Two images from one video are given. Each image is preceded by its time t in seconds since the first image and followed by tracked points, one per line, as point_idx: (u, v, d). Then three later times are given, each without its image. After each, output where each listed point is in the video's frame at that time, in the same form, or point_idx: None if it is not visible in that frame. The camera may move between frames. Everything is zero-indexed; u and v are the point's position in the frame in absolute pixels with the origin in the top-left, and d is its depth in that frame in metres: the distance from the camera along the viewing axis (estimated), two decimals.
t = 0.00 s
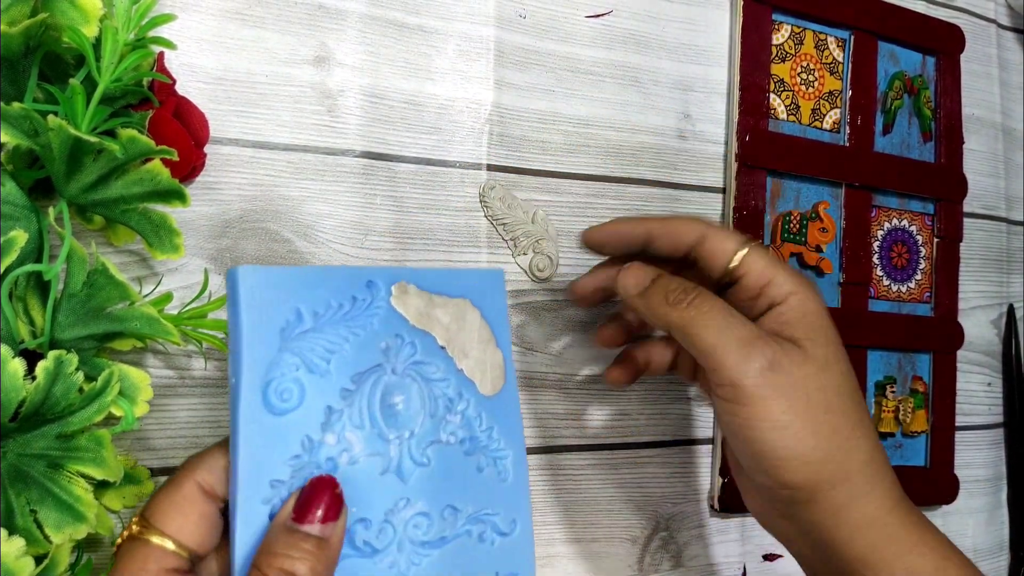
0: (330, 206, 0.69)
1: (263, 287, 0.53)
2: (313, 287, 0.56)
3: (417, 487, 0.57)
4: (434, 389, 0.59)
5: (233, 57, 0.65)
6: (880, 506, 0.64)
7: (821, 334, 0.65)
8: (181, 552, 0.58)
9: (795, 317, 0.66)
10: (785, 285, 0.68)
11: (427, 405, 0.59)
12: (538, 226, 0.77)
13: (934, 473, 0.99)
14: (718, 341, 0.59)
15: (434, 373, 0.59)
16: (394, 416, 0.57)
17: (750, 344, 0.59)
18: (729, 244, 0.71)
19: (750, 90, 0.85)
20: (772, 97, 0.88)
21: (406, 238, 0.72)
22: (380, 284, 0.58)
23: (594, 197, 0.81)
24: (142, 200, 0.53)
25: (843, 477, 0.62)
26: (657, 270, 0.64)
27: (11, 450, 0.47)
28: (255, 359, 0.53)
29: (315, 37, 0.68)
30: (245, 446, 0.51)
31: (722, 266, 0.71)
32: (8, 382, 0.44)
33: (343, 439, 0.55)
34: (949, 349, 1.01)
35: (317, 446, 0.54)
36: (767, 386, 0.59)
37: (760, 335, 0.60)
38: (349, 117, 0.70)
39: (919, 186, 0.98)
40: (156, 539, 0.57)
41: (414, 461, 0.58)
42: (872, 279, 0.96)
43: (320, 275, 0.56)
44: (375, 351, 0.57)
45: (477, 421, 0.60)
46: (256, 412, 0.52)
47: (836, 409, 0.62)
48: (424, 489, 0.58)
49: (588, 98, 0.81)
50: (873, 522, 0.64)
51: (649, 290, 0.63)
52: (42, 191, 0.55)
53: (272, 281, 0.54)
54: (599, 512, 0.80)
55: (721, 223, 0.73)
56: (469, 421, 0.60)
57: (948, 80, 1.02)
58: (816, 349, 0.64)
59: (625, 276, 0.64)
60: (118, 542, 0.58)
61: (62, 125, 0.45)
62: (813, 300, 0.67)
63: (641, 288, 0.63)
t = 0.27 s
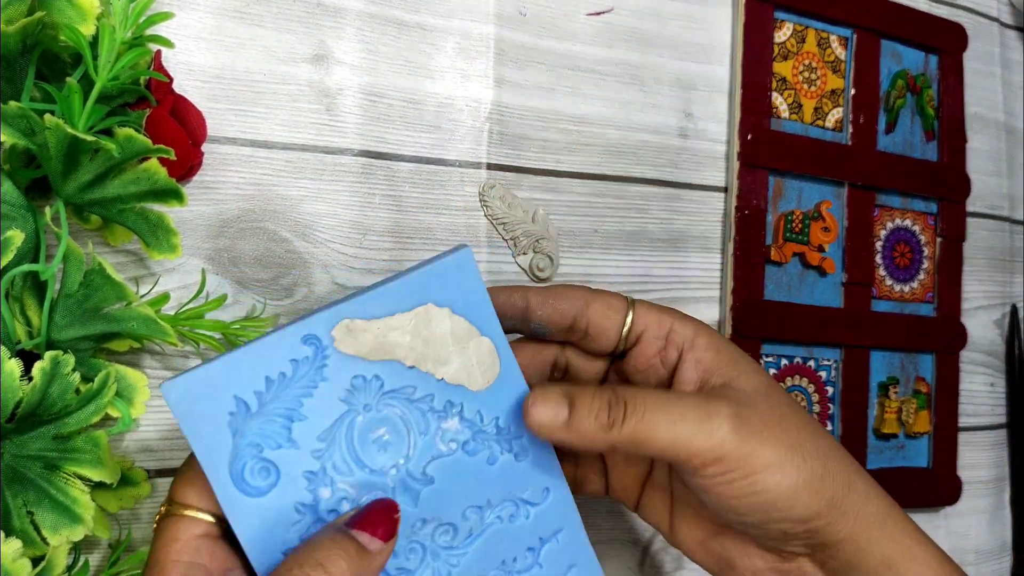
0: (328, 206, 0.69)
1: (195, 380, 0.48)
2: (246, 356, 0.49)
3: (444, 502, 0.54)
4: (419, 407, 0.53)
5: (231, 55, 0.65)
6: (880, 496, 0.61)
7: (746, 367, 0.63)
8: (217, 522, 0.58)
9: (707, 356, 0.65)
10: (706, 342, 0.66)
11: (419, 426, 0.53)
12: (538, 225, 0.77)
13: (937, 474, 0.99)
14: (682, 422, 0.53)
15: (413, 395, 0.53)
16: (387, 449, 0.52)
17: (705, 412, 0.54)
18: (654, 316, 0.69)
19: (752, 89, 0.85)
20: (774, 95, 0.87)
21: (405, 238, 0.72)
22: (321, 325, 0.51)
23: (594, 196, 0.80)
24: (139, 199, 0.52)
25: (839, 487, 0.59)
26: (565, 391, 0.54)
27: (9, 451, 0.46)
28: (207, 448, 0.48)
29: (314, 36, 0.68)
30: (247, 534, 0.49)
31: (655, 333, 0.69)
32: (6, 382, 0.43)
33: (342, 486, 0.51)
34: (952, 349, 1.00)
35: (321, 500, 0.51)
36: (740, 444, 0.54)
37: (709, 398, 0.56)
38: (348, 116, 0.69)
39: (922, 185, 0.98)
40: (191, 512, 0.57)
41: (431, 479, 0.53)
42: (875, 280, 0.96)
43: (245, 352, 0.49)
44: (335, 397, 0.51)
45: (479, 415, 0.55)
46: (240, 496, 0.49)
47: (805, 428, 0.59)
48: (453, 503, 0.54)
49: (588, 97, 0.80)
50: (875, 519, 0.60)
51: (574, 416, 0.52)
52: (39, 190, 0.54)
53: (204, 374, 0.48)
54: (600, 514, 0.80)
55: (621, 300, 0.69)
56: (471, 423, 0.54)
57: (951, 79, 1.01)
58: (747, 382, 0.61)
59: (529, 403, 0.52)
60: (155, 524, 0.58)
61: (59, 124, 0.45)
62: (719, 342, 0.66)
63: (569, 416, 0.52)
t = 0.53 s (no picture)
0: (328, 205, 0.69)
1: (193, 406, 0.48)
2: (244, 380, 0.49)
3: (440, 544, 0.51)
4: (419, 440, 0.52)
5: (231, 55, 0.65)
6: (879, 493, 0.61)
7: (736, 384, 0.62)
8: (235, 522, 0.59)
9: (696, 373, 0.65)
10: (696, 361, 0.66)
11: (417, 460, 0.51)
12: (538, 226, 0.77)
13: (937, 474, 0.99)
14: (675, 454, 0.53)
15: (414, 424, 0.52)
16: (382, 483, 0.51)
17: (696, 438, 0.54)
18: (641, 335, 0.69)
19: (751, 89, 0.85)
20: (774, 95, 0.87)
21: (405, 238, 0.72)
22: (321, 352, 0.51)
23: (594, 196, 0.80)
24: (139, 199, 0.52)
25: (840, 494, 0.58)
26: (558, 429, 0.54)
27: (9, 450, 0.46)
28: (204, 472, 0.48)
29: (314, 36, 0.68)
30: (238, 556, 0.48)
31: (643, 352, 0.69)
32: (5, 382, 0.44)
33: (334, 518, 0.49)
34: (952, 349, 1.00)
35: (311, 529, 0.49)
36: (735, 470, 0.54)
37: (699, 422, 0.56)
38: (348, 116, 0.69)
39: (921, 185, 0.98)
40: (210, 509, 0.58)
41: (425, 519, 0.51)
42: (875, 280, 0.96)
43: (258, 369, 0.50)
44: (334, 424, 0.50)
45: (482, 455, 0.53)
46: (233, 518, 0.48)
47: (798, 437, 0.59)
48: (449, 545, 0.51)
49: (588, 97, 0.80)
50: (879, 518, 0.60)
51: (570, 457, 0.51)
52: (38, 190, 0.54)
53: (204, 395, 0.49)
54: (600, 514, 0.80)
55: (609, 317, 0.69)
56: (475, 461, 0.52)
57: (951, 79, 1.01)
58: (737, 397, 0.61)
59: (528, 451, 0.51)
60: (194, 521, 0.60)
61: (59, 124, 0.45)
62: (706, 358, 0.66)
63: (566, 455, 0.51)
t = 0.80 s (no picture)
0: (328, 206, 0.69)
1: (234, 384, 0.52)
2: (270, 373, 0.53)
3: (437, 543, 0.53)
4: (428, 442, 0.55)
5: (231, 55, 0.65)
6: (902, 529, 0.57)
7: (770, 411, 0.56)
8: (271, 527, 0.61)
9: (732, 392, 0.58)
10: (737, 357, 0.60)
11: (425, 459, 0.54)
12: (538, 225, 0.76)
13: (937, 474, 0.99)
14: (672, 501, 0.51)
15: (426, 424, 0.55)
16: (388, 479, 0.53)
17: (695, 481, 0.52)
18: (695, 323, 0.61)
19: (751, 89, 0.85)
20: (774, 96, 0.87)
21: (405, 238, 0.72)
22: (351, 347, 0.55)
23: (594, 196, 0.80)
24: (139, 199, 0.52)
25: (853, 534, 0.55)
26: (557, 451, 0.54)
27: (10, 450, 0.46)
28: (227, 453, 0.51)
29: (314, 36, 0.68)
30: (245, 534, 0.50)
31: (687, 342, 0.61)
32: (7, 382, 0.44)
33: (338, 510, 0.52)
34: (952, 349, 1.00)
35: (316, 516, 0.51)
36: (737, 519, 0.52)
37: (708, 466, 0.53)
38: (348, 116, 0.69)
39: (921, 186, 0.98)
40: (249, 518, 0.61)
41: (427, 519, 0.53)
42: (874, 280, 0.96)
43: (283, 357, 0.54)
44: (353, 416, 0.54)
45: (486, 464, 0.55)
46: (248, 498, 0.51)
47: (816, 473, 0.55)
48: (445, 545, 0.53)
49: (588, 97, 0.80)
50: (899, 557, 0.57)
51: (563, 485, 0.53)
52: (39, 191, 0.54)
53: (234, 377, 0.52)
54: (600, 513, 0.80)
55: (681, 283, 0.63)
56: (474, 468, 0.55)
57: (950, 79, 1.01)
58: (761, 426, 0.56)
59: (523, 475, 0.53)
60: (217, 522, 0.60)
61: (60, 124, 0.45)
62: (752, 371, 0.59)
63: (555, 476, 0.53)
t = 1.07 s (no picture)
0: (329, 206, 0.69)
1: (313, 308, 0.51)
2: (366, 313, 0.52)
3: (459, 533, 0.49)
4: (494, 415, 0.52)
5: (233, 57, 0.65)
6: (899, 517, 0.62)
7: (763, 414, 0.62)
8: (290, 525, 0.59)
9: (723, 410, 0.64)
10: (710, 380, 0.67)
11: (484, 426, 0.52)
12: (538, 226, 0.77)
13: (934, 473, 0.99)
14: (722, 471, 0.53)
15: (497, 391, 0.53)
16: (442, 437, 0.51)
17: (733, 450, 0.54)
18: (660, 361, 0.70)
19: (750, 90, 0.85)
20: (772, 97, 0.88)
21: (406, 238, 0.72)
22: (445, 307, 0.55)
23: (593, 196, 0.81)
24: (142, 200, 0.53)
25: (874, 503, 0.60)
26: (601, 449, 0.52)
27: (12, 450, 0.47)
28: (306, 371, 0.49)
29: (315, 37, 0.68)
30: (294, 450, 0.47)
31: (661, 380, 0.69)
32: (9, 382, 0.44)
33: (382, 463, 0.49)
34: (949, 349, 1.01)
35: (357, 468, 0.48)
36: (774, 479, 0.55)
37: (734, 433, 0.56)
38: (349, 117, 0.70)
39: (919, 186, 0.98)
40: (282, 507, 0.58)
41: (461, 498, 0.50)
42: (872, 280, 0.96)
43: (375, 310, 0.53)
44: (427, 370, 0.52)
45: (544, 453, 0.53)
46: (308, 424, 0.48)
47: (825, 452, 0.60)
48: (472, 538, 0.49)
49: (587, 98, 0.81)
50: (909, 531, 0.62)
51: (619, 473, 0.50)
52: (41, 191, 0.55)
53: (311, 321, 0.51)
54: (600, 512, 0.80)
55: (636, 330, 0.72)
56: (535, 453, 0.52)
57: (948, 81, 1.02)
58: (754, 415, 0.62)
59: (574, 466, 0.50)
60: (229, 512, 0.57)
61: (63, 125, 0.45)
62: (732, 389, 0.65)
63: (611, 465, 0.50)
